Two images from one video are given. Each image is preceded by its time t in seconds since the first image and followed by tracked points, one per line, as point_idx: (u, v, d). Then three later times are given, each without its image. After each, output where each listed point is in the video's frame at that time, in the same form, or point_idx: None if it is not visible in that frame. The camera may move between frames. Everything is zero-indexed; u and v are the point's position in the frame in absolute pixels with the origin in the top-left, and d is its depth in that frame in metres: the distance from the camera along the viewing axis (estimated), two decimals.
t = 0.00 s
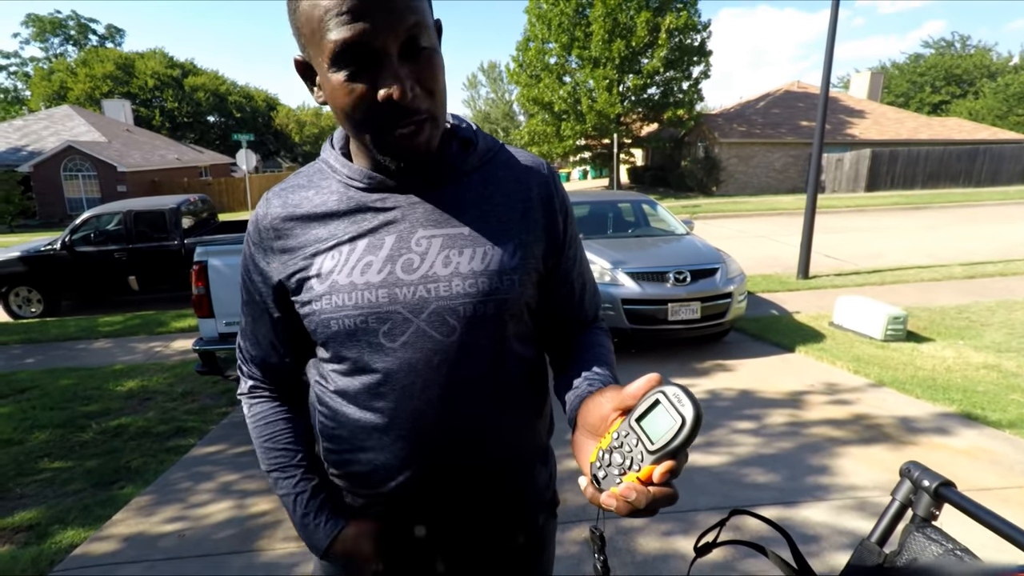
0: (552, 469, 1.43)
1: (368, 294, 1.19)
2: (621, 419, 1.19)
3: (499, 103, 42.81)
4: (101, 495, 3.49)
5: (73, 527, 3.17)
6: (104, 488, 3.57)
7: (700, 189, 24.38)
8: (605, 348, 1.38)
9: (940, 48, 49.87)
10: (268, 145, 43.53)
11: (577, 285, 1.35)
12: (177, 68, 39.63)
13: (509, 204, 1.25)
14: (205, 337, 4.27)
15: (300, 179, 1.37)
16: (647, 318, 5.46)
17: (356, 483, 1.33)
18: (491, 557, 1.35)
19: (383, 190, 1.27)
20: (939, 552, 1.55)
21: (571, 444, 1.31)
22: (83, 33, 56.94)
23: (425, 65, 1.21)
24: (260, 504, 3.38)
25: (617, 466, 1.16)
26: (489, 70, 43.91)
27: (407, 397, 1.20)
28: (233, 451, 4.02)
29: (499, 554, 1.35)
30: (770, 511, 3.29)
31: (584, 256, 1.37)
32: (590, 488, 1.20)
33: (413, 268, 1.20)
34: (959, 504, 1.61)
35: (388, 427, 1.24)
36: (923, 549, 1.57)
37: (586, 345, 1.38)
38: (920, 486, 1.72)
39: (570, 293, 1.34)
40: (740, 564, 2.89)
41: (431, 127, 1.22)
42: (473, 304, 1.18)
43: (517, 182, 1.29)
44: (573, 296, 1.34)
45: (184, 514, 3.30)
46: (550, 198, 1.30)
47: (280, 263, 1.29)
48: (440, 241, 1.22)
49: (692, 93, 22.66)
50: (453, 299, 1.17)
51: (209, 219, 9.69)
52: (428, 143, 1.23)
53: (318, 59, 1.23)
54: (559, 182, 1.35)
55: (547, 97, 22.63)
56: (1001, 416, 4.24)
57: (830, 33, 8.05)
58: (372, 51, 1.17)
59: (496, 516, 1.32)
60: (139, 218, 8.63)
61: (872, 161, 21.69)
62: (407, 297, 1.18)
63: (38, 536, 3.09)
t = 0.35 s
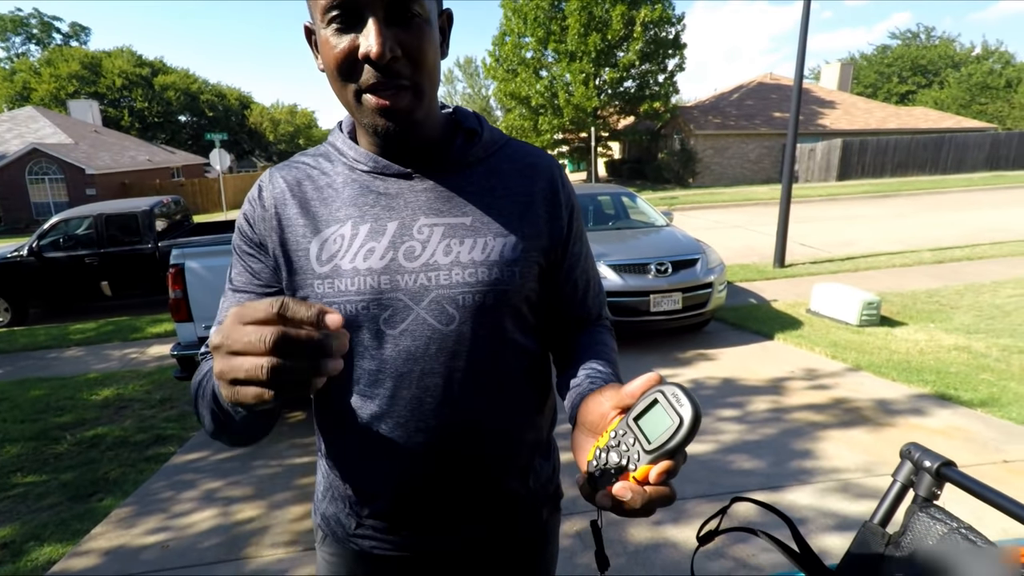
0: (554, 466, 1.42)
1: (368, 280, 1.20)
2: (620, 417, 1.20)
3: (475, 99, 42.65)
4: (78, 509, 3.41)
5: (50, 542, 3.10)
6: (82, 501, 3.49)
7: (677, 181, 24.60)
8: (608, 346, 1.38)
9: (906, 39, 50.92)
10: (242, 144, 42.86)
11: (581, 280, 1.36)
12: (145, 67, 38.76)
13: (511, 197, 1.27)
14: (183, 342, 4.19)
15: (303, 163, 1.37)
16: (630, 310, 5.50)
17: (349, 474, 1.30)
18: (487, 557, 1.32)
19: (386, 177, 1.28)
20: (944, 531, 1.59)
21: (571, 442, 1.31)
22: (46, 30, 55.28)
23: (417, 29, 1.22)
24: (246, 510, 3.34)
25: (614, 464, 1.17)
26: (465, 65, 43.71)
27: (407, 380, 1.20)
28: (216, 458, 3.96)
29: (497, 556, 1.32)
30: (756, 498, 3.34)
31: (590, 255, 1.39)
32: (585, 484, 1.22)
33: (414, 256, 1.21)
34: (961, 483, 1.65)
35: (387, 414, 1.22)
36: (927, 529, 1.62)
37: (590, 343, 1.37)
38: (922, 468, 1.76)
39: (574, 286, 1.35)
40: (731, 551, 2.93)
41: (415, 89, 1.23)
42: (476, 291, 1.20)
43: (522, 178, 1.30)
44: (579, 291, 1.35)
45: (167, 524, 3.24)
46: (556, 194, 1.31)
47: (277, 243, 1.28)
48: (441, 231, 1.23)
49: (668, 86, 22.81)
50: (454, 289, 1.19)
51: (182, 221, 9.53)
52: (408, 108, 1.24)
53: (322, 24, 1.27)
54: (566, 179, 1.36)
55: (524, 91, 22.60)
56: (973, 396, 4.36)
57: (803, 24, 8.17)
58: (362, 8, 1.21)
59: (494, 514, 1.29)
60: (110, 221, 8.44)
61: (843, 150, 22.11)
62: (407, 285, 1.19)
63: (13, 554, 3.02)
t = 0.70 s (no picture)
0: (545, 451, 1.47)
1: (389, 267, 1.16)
2: (592, 377, 1.23)
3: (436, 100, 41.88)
4: (36, 534, 3.25)
5: (6, 572, 2.95)
6: (39, 526, 3.33)
7: (637, 182, 24.97)
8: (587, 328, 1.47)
9: (849, 43, 53.00)
10: (196, 149, 41.68)
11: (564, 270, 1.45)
12: (90, 68, 37.24)
13: (510, 193, 1.34)
14: (145, 355, 4.06)
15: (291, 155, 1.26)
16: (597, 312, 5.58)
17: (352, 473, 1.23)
18: (490, 543, 1.34)
19: (399, 169, 1.25)
20: (923, 514, 1.71)
21: (554, 412, 1.34)
22: None
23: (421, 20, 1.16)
24: (217, 527, 3.24)
25: (591, 421, 1.20)
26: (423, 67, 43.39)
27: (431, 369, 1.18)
28: (182, 475, 3.83)
29: (499, 539, 1.35)
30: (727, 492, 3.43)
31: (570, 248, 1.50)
32: (566, 447, 1.24)
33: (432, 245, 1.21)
34: (936, 467, 1.74)
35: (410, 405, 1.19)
36: (907, 513, 1.73)
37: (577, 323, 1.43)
38: (900, 455, 1.85)
39: (561, 273, 1.43)
40: (705, 545, 3.01)
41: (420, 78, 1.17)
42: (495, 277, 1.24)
43: (514, 174, 1.39)
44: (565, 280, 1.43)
45: (134, 546, 3.12)
46: (540, 189, 1.43)
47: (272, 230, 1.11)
48: (454, 221, 1.25)
49: (626, 88, 23.14)
50: (471, 276, 1.21)
51: (135, 231, 9.24)
52: (412, 97, 1.19)
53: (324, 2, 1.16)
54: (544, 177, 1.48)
55: (485, 94, 22.59)
56: (924, 386, 4.57)
57: (755, 29, 8.43)
58: None
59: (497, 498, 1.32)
60: (59, 231, 8.11)
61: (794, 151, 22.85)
62: (428, 272, 1.19)
63: None
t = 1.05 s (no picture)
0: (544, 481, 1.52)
1: (408, 305, 1.20)
2: (598, 404, 1.26)
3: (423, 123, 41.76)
4: (2, 558, 3.14)
5: None
6: (5, 549, 3.22)
7: (621, 210, 25.31)
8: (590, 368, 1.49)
9: (826, 82, 54.66)
10: (181, 164, 41.42)
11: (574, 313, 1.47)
12: (76, 80, 36.98)
13: (528, 234, 1.36)
14: (124, 373, 3.98)
15: (316, 194, 1.32)
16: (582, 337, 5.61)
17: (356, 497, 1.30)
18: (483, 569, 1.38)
19: (422, 208, 1.27)
20: (908, 545, 1.74)
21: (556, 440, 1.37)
22: None
23: (500, 68, 1.29)
24: (193, 552, 3.16)
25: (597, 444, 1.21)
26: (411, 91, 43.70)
27: (439, 409, 1.21)
28: (157, 497, 3.74)
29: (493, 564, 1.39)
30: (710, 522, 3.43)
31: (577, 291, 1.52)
32: (572, 469, 1.25)
33: (452, 283, 1.23)
34: (919, 500, 1.78)
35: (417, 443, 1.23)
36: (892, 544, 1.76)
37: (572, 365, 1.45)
38: (884, 486, 1.88)
39: (570, 315, 1.46)
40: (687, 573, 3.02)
41: (485, 120, 1.27)
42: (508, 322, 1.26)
43: (532, 218, 1.41)
44: (574, 323, 1.46)
45: (105, 571, 3.03)
46: (555, 233, 1.45)
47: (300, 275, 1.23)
48: (475, 260, 1.27)
49: (612, 118, 23.56)
50: (488, 316, 1.23)
51: (116, 245, 9.11)
52: (472, 137, 1.27)
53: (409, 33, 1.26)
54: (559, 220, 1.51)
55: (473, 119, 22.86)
56: (900, 418, 4.66)
57: (738, 66, 8.68)
58: (462, 32, 1.23)
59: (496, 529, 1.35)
60: (38, 244, 7.97)
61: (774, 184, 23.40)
62: (447, 310, 1.21)
63: None
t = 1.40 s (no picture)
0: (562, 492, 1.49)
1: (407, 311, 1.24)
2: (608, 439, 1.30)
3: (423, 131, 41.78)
4: None
5: None
6: None
7: (619, 221, 25.42)
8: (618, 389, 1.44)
9: (822, 98, 55.17)
10: (179, 167, 41.39)
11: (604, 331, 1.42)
12: (76, 82, 36.98)
13: (543, 247, 1.32)
14: (120, 375, 3.96)
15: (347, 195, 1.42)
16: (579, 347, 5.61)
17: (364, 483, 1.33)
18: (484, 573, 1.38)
19: (434, 218, 1.33)
20: (906, 560, 1.74)
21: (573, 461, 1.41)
22: None
23: (467, 105, 1.24)
24: (186, 556, 3.13)
25: (602, 481, 1.26)
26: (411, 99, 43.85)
27: (433, 411, 1.24)
28: (150, 501, 3.71)
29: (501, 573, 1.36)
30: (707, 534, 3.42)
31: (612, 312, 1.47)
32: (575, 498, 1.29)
33: (453, 293, 1.26)
34: (917, 514, 1.79)
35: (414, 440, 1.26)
36: (890, 560, 1.76)
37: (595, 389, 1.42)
38: (882, 501, 1.88)
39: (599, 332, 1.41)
40: None
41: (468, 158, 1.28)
42: (513, 335, 1.24)
43: (553, 228, 1.36)
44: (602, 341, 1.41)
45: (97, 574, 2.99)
46: (587, 247, 1.39)
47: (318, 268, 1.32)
48: (481, 272, 1.28)
49: (610, 129, 23.70)
50: (485, 329, 1.23)
51: (113, 246, 9.08)
52: (464, 176, 1.29)
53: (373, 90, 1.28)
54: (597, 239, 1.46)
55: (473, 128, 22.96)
56: (895, 433, 4.67)
57: (736, 80, 8.76)
58: (415, 86, 1.21)
59: (500, 533, 1.33)
60: (35, 244, 7.93)
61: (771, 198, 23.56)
62: (443, 320, 1.24)
63: None
